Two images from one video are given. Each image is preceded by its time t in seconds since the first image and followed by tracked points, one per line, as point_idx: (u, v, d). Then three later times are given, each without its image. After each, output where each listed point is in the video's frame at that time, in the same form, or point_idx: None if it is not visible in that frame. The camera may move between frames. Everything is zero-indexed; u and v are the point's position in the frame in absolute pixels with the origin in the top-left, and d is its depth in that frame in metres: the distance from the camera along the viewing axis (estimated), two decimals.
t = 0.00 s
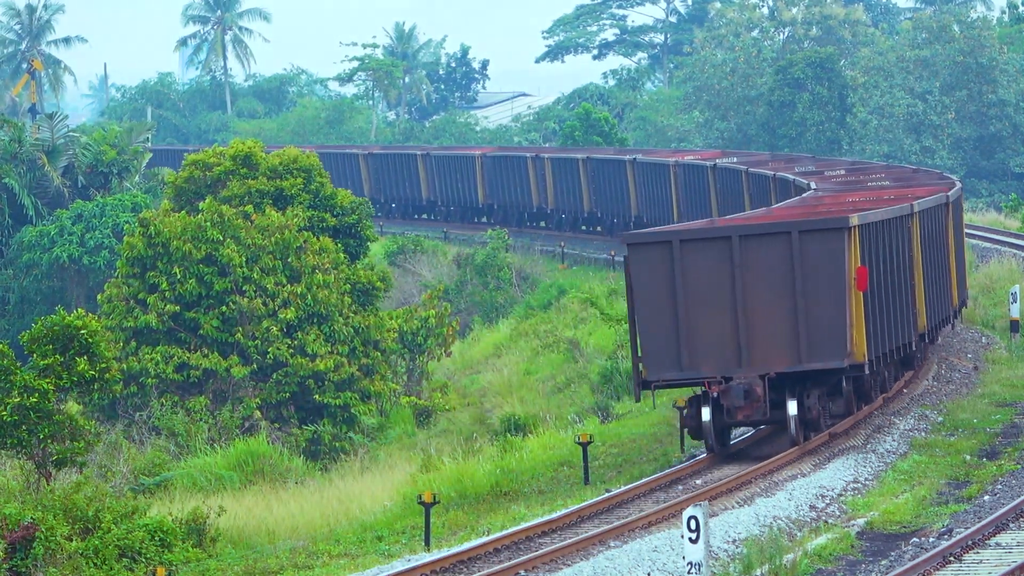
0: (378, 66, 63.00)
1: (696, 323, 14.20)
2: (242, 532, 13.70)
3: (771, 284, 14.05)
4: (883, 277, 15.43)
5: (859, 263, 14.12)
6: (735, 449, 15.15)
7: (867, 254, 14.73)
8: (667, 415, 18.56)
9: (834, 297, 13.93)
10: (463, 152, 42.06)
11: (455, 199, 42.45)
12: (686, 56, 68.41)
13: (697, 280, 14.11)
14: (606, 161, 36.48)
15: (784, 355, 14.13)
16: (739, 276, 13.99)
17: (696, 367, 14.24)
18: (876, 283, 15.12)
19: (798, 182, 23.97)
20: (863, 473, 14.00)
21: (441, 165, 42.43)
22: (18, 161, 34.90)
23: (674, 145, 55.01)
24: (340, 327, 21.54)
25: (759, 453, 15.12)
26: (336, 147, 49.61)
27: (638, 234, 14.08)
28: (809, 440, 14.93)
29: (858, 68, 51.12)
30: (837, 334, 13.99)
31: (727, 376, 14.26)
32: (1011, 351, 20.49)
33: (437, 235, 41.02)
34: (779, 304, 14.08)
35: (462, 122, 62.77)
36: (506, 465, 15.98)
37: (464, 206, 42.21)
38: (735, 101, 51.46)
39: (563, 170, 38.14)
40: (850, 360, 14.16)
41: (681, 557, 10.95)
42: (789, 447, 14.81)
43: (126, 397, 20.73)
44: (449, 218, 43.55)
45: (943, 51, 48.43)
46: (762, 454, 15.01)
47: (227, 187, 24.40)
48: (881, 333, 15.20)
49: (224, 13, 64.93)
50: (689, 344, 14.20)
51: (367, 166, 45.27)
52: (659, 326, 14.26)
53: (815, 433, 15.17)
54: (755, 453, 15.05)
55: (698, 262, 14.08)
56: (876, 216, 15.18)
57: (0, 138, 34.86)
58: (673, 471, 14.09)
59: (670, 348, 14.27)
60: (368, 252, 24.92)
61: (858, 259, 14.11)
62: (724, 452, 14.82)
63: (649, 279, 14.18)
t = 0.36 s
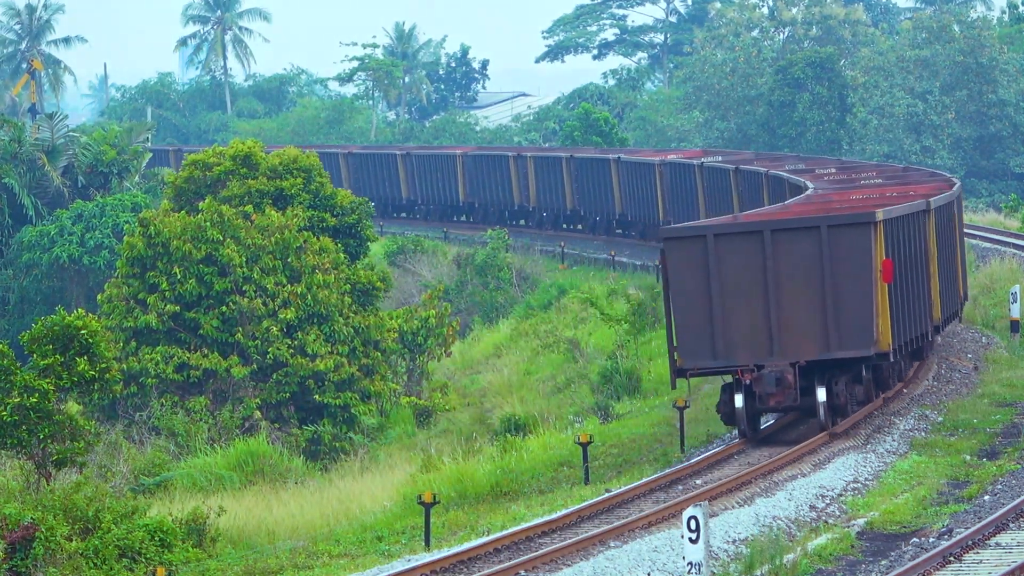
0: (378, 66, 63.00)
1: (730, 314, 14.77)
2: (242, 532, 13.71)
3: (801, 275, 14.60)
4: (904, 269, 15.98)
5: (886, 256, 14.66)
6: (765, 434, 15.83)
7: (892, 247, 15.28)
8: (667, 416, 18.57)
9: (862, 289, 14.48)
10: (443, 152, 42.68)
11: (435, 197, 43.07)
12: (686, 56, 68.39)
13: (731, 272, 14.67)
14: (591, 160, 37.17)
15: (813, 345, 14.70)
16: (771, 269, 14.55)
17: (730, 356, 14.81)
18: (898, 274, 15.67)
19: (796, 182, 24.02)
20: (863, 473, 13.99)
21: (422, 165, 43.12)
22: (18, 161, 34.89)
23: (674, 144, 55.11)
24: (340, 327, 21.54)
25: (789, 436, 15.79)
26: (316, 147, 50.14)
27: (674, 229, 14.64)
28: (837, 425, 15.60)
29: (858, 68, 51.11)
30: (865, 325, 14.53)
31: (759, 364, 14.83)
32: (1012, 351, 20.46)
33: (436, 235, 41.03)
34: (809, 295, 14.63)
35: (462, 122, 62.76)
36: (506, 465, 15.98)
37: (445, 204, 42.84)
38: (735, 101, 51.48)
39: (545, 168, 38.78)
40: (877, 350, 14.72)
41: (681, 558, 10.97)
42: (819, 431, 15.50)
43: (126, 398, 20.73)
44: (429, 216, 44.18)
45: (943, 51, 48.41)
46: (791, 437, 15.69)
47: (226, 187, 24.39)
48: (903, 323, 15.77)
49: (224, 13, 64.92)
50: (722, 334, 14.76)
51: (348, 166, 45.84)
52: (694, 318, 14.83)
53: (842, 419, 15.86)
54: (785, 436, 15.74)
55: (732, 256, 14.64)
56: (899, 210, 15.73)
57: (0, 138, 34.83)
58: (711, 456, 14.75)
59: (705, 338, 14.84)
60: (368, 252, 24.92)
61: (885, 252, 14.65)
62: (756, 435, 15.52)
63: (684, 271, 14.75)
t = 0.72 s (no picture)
0: (378, 66, 63.00)
1: (758, 304, 15.51)
2: (242, 532, 13.71)
3: (827, 268, 15.34)
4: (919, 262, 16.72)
5: (908, 250, 15.40)
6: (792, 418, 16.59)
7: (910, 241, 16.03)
8: (667, 415, 18.57)
9: (885, 281, 15.22)
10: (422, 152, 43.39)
11: (415, 196, 43.76)
12: (686, 56, 68.38)
13: (759, 264, 15.41)
14: (573, 159, 37.92)
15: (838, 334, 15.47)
16: (799, 261, 15.29)
17: (758, 345, 15.57)
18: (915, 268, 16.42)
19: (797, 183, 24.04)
20: (863, 473, 13.99)
21: (401, 164, 43.83)
22: (18, 161, 34.88)
23: (674, 144, 55.18)
24: (340, 327, 21.54)
25: (813, 420, 16.56)
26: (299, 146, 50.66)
27: (706, 223, 15.37)
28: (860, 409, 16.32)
29: (858, 68, 51.10)
30: (888, 315, 15.28)
31: (786, 353, 15.60)
32: (1012, 351, 20.45)
33: (436, 235, 41.04)
34: (834, 287, 15.37)
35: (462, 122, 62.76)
36: (506, 465, 15.98)
37: (425, 203, 43.55)
38: (735, 102, 51.50)
39: (526, 168, 39.47)
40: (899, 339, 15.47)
41: (681, 558, 10.98)
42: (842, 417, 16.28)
43: (126, 397, 20.74)
44: (408, 216, 44.87)
45: (943, 51, 48.38)
46: (815, 421, 16.46)
47: (226, 188, 24.39)
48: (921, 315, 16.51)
49: (224, 13, 64.94)
50: (751, 323, 15.52)
51: (328, 165, 46.49)
52: (724, 308, 15.57)
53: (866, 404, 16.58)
54: (809, 420, 16.52)
55: (761, 249, 15.37)
56: (915, 206, 16.47)
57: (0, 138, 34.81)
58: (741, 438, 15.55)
59: (734, 327, 15.59)
60: (368, 252, 24.92)
61: (907, 246, 15.39)
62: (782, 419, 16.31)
63: (715, 263, 15.48)
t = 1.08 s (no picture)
0: (378, 66, 62.98)
1: (780, 297, 16.31)
2: (242, 532, 13.71)
3: (845, 261, 16.11)
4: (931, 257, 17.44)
5: (923, 243, 16.16)
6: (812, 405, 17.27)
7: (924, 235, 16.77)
8: (667, 416, 18.58)
9: (901, 272, 15.97)
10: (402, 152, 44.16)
11: (395, 194, 44.52)
12: (686, 56, 68.34)
13: (781, 258, 16.21)
14: (553, 158, 38.63)
15: (858, 324, 16.23)
16: (818, 254, 16.08)
17: (780, 336, 16.35)
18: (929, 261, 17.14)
19: (796, 182, 24.04)
20: (864, 473, 13.99)
21: (382, 164, 44.65)
22: (18, 161, 34.86)
23: (674, 144, 55.22)
24: (340, 327, 21.54)
25: (832, 407, 17.27)
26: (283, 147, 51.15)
27: (730, 219, 16.18)
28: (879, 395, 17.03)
29: (858, 68, 51.08)
30: (905, 306, 16.04)
31: (808, 343, 16.36)
32: (1011, 351, 20.42)
33: (436, 235, 41.06)
34: (853, 279, 16.13)
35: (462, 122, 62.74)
36: (506, 465, 15.98)
37: (405, 202, 44.33)
38: (735, 102, 51.51)
39: (507, 166, 40.22)
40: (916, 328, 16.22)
41: (681, 558, 10.99)
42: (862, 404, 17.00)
43: (126, 398, 20.73)
44: (389, 214, 45.66)
45: (943, 52, 48.36)
46: (835, 409, 17.16)
47: (226, 188, 24.37)
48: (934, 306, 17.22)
49: (224, 13, 64.91)
50: (773, 315, 16.31)
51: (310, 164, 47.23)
52: (748, 301, 16.36)
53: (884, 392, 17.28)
54: (829, 407, 17.24)
55: (782, 243, 16.17)
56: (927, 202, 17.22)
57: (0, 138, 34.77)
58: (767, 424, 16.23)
59: (757, 319, 16.38)
60: (368, 252, 24.91)
61: (922, 239, 16.14)
62: (804, 406, 17.02)
63: (739, 258, 16.29)
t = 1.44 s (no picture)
0: (378, 66, 63.00)
1: (803, 288, 17.16)
2: (242, 532, 13.72)
3: (866, 255, 16.93)
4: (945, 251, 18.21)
5: (940, 239, 16.93)
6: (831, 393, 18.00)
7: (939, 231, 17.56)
8: (667, 415, 18.59)
9: (918, 266, 16.80)
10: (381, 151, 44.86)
11: (374, 192, 45.22)
12: (686, 56, 68.34)
13: (804, 251, 17.06)
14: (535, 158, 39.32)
15: (876, 315, 17.05)
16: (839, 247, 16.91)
17: (802, 324, 17.21)
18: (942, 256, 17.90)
19: (795, 182, 24.01)
20: (864, 473, 13.98)
21: (362, 163, 45.36)
22: (18, 161, 34.83)
23: (675, 144, 55.31)
24: (340, 327, 21.54)
25: (848, 395, 17.98)
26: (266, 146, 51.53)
27: (756, 213, 17.02)
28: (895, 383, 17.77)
29: (858, 68, 51.06)
30: (922, 297, 16.86)
31: (828, 332, 17.21)
32: (1011, 351, 20.41)
33: (437, 235, 41.09)
34: (873, 272, 16.95)
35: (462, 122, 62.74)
36: (506, 466, 15.99)
37: (384, 201, 45.05)
38: (735, 102, 51.54)
39: (487, 166, 40.95)
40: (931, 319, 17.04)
41: (681, 558, 11.01)
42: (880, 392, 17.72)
43: (126, 397, 20.72)
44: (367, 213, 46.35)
45: (944, 51, 48.36)
46: (853, 396, 17.87)
47: (226, 188, 24.37)
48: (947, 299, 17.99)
49: (224, 13, 64.89)
50: (795, 305, 17.17)
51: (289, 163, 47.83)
52: (771, 291, 17.22)
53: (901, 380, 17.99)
54: (848, 394, 17.94)
55: (805, 236, 17.02)
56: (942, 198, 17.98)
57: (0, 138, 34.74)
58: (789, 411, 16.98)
59: (780, 308, 17.25)
60: (368, 252, 24.90)
61: (939, 235, 16.92)
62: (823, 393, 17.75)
63: (764, 250, 17.16)
